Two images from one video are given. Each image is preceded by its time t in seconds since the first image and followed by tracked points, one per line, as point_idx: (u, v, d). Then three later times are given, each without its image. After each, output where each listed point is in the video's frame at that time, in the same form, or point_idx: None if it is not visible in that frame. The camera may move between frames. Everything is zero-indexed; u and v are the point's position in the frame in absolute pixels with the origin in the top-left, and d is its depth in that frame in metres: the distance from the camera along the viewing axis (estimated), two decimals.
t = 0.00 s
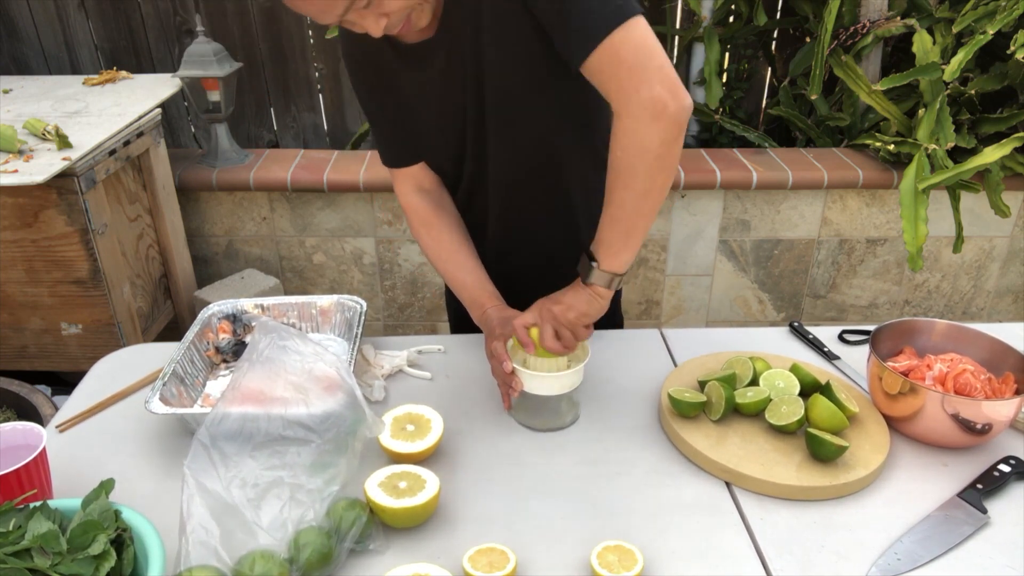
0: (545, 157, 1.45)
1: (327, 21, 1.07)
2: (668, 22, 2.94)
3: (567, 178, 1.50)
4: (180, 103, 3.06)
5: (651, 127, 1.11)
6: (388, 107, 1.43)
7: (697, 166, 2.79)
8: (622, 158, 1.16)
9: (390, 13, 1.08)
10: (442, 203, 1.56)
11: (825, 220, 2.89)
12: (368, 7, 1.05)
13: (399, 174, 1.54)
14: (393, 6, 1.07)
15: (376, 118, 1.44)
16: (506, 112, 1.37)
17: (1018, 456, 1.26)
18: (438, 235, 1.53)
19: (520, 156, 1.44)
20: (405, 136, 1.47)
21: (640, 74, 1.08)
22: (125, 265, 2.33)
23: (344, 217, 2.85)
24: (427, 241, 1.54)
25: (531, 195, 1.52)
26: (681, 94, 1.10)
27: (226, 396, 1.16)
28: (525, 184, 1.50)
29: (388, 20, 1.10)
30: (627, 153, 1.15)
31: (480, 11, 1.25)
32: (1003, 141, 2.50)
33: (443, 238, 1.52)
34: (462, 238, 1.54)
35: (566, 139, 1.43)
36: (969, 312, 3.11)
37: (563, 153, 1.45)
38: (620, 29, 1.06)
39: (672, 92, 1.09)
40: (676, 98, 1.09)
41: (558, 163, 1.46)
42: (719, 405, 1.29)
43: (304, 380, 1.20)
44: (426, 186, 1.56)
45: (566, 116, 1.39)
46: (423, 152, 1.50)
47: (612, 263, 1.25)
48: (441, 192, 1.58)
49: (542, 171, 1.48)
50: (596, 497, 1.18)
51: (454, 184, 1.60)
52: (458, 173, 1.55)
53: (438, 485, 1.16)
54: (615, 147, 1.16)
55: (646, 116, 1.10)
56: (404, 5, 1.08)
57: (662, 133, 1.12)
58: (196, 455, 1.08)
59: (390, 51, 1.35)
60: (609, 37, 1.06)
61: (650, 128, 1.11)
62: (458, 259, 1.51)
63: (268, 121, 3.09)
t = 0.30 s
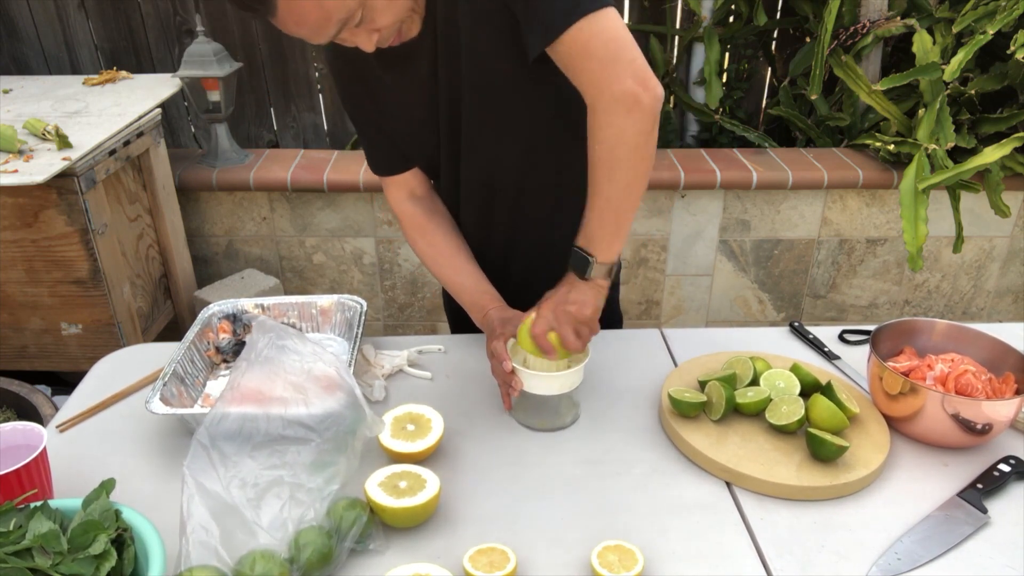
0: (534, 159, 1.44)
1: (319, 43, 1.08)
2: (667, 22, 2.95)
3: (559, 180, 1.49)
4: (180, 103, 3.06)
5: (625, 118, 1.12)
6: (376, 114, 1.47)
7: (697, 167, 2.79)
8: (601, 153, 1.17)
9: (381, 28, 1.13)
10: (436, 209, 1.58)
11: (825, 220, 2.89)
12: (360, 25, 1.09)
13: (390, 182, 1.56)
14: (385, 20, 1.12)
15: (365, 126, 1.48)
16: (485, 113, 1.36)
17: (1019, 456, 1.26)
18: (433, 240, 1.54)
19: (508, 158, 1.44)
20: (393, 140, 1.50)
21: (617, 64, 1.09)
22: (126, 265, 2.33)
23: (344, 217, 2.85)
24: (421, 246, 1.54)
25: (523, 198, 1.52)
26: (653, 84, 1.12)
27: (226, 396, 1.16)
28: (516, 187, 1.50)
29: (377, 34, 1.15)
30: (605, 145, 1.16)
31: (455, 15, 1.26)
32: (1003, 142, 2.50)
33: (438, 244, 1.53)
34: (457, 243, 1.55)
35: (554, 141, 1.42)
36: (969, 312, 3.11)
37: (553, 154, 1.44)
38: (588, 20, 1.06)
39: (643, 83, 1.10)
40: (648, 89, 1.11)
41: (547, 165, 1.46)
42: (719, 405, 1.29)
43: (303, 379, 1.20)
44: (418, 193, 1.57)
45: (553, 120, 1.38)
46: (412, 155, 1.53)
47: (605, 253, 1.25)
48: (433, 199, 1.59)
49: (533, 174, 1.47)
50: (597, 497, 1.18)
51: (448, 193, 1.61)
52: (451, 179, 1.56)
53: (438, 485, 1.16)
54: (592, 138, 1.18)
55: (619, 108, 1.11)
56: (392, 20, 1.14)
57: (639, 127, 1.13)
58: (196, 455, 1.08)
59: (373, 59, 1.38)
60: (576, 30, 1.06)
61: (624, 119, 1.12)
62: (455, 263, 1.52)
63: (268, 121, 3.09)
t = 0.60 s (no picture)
0: (530, 156, 1.45)
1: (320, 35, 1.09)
2: (668, 22, 2.94)
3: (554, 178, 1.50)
4: (180, 103, 3.06)
5: (621, 108, 1.18)
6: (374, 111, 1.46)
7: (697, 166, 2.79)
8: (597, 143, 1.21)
9: (382, 23, 1.13)
10: (434, 208, 1.56)
11: (825, 220, 2.89)
12: (361, 19, 1.09)
13: (388, 180, 1.54)
14: (386, 15, 1.12)
15: (362, 123, 1.46)
16: (483, 106, 1.36)
17: (1018, 456, 1.26)
18: (431, 239, 1.52)
19: (506, 155, 1.44)
20: (390, 136, 1.49)
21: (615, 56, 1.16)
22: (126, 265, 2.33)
23: (344, 217, 2.85)
24: (419, 245, 1.52)
25: (519, 196, 1.52)
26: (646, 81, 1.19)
27: (227, 396, 1.16)
28: (512, 185, 1.50)
29: (379, 29, 1.15)
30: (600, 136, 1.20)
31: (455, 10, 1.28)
32: (1003, 141, 2.50)
33: (436, 242, 1.51)
34: (456, 243, 1.53)
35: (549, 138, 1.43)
36: (969, 312, 3.11)
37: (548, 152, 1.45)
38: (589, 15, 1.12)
39: (641, 77, 1.18)
40: (644, 83, 1.18)
41: (543, 162, 1.46)
42: (719, 405, 1.29)
43: (305, 380, 1.20)
44: (415, 192, 1.56)
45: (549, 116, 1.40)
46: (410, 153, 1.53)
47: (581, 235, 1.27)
48: (431, 198, 1.57)
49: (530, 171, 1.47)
50: (596, 497, 1.18)
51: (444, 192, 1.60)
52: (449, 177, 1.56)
53: (438, 486, 1.15)
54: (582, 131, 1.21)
55: (618, 98, 1.17)
56: (393, 15, 1.13)
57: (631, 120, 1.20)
58: (197, 455, 1.08)
59: (372, 54, 1.37)
60: (581, 23, 1.11)
61: (621, 109, 1.18)
62: (453, 262, 1.49)
63: (268, 121, 3.09)
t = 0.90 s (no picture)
0: (537, 159, 1.47)
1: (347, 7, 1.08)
2: (668, 22, 2.94)
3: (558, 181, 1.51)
4: (180, 103, 3.06)
5: (633, 111, 1.21)
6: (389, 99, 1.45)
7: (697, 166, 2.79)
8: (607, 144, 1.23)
9: None
10: (441, 201, 1.56)
11: (825, 220, 2.89)
12: None
13: (397, 170, 1.53)
14: None
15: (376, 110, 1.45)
16: (499, 102, 1.38)
17: (1018, 456, 1.26)
18: (436, 232, 1.52)
19: (514, 156, 1.46)
20: (404, 124, 1.48)
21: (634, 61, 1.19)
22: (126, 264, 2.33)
23: (344, 217, 2.85)
24: (423, 238, 1.53)
25: (524, 197, 1.53)
26: (658, 87, 1.22)
27: (225, 396, 1.16)
28: (516, 186, 1.51)
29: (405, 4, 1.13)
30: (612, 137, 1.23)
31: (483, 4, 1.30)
32: (1003, 142, 2.50)
33: (439, 236, 1.52)
34: (459, 239, 1.53)
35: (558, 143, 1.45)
36: (969, 312, 3.11)
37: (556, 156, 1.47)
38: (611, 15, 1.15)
39: (652, 83, 1.21)
40: (655, 88, 1.21)
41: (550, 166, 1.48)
42: (719, 405, 1.29)
43: (302, 379, 1.20)
44: (424, 184, 1.55)
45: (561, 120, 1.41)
46: (422, 142, 1.53)
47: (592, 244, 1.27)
48: (438, 191, 1.57)
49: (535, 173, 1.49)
50: (597, 497, 1.18)
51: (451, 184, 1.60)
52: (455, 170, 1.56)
53: (438, 485, 1.15)
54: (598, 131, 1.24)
55: (627, 101, 1.20)
56: None
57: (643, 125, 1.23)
58: (196, 455, 1.08)
59: (393, 39, 1.37)
60: (601, 20, 1.15)
61: (632, 112, 1.21)
62: (456, 258, 1.50)
63: (268, 121, 3.09)
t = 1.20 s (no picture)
0: (559, 157, 1.50)
1: None
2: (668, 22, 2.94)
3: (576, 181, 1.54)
4: (180, 103, 3.06)
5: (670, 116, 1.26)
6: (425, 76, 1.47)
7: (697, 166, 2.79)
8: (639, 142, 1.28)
9: None
10: (460, 185, 1.57)
11: (825, 220, 2.89)
12: None
13: (422, 147, 1.55)
14: None
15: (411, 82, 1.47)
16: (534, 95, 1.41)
17: (1018, 456, 1.26)
18: (451, 215, 1.53)
19: (537, 151, 1.49)
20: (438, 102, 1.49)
21: (675, 69, 1.25)
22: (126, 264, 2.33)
23: (344, 217, 2.85)
24: (438, 219, 1.53)
25: (541, 193, 1.56)
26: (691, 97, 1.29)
27: (226, 396, 1.16)
28: (534, 181, 1.54)
29: None
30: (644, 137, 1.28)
31: None
32: (1003, 142, 2.50)
33: (455, 220, 1.52)
34: (472, 227, 1.54)
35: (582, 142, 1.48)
36: (969, 312, 3.11)
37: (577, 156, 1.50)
38: (662, 21, 1.22)
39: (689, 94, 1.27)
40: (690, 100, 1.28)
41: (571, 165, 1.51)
42: (719, 404, 1.28)
43: (303, 379, 1.20)
44: (446, 164, 1.57)
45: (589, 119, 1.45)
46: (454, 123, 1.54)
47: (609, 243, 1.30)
48: (459, 174, 1.59)
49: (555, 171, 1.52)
50: (596, 497, 1.18)
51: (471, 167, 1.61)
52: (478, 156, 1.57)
53: (438, 485, 1.15)
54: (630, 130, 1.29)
55: (667, 106, 1.26)
56: None
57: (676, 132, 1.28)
58: (197, 455, 1.08)
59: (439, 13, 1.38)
60: (649, 25, 1.22)
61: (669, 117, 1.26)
62: (467, 245, 1.51)
63: (268, 121, 3.09)
